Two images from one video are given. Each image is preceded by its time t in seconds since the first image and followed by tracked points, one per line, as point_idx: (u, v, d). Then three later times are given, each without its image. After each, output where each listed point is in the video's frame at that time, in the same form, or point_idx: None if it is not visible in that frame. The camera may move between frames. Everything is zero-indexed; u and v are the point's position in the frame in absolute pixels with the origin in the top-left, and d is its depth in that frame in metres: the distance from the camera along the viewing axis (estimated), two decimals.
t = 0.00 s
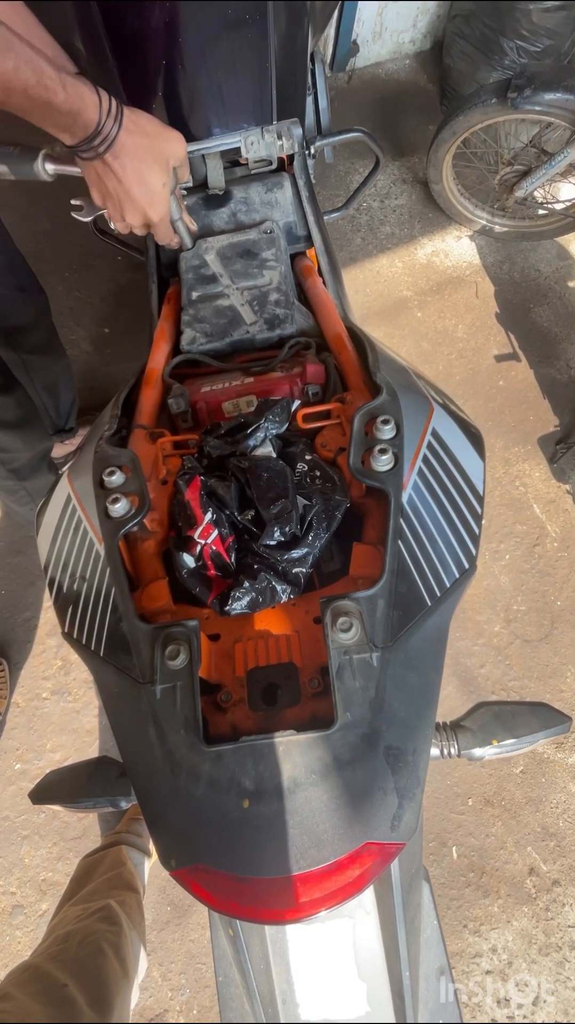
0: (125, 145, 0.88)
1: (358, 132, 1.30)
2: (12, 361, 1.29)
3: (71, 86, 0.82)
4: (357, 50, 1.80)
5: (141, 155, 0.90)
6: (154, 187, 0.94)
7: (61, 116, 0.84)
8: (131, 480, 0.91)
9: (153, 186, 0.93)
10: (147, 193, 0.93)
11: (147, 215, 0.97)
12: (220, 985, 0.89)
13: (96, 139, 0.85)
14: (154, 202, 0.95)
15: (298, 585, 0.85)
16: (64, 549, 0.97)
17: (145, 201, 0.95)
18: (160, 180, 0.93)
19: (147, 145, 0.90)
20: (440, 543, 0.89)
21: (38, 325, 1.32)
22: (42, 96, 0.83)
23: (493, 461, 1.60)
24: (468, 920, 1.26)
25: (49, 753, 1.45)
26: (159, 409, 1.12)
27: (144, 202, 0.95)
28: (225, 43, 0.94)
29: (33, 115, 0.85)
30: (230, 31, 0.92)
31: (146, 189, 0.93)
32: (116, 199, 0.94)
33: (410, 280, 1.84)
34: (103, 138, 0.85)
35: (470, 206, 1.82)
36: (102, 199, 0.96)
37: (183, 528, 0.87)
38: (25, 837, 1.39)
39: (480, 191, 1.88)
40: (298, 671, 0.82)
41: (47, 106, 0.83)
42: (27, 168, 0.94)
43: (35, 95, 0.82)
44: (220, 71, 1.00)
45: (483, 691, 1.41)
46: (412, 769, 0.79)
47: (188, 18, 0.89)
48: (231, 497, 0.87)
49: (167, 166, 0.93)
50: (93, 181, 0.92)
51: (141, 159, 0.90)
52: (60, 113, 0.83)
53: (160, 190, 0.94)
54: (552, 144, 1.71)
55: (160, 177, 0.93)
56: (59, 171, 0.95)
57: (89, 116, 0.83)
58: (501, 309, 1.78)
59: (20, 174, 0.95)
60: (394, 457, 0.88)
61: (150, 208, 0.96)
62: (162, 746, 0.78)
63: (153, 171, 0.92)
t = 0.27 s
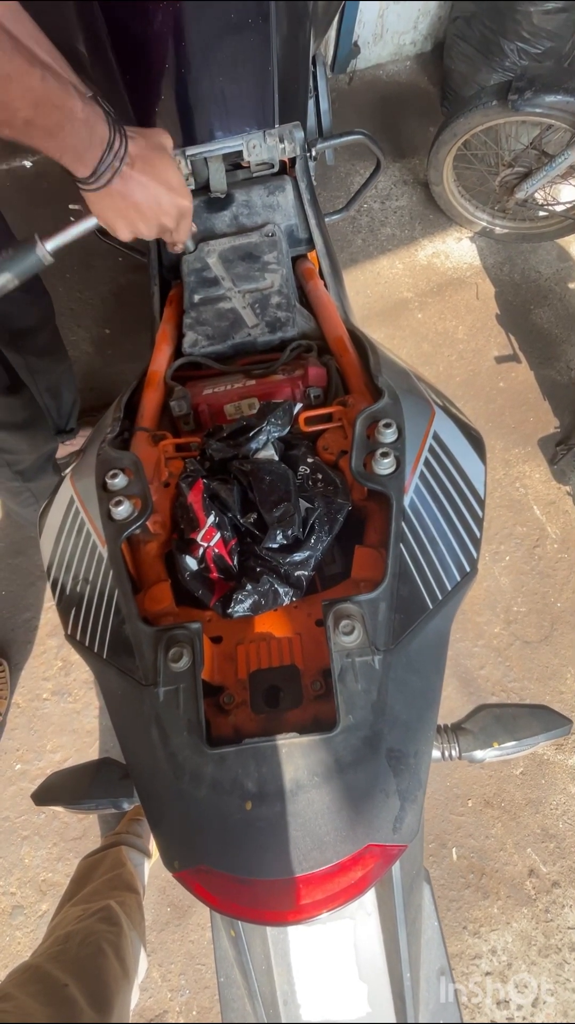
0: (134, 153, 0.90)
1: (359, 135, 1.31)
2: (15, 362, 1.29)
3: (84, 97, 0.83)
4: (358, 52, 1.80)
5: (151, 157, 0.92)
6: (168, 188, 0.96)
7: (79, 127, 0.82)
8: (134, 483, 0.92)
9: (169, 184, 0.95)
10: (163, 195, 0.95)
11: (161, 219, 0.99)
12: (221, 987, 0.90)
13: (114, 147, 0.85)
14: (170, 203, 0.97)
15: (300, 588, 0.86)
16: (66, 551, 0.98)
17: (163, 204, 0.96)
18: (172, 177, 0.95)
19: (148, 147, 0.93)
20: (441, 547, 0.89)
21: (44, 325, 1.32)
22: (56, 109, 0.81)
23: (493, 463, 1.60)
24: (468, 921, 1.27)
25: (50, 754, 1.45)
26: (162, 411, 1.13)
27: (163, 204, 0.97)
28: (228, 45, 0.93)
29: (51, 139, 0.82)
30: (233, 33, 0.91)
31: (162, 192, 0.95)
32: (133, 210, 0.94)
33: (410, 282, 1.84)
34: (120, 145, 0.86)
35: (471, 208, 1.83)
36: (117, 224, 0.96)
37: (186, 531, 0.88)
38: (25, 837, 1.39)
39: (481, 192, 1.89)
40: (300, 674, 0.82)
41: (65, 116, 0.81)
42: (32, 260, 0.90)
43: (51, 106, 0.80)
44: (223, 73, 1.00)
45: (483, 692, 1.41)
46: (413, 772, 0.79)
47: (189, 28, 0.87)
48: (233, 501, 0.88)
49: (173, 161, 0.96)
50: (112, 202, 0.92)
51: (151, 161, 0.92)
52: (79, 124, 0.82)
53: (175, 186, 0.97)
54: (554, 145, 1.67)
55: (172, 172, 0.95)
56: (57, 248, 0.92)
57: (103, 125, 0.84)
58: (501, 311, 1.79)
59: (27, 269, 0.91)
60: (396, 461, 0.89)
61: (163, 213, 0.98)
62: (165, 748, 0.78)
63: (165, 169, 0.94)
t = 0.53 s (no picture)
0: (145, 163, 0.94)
1: (360, 136, 1.31)
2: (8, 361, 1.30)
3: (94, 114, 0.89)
4: (358, 53, 1.80)
5: (161, 166, 0.97)
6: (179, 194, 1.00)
7: (94, 141, 0.87)
8: (132, 483, 0.92)
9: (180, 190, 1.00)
10: (177, 200, 1.00)
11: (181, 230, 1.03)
12: (219, 987, 0.90)
13: (128, 155, 0.90)
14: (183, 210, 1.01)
15: (299, 589, 0.86)
16: (65, 551, 0.98)
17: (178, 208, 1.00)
18: (183, 181, 1.00)
19: (157, 159, 0.98)
20: (440, 548, 0.89)
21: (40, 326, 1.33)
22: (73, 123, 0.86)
23: (493, 464, 1.60)
24: (467, 922, 1.27)
25: (50, 754, 1.45)
26: (161, 411, 1.13)
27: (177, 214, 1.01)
28: (228, 45, 0.93)
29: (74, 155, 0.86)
30: (233, 34, 0.91)
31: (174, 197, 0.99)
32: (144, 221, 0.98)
33: (411, 283, 1.84)
34: (131, 155, 0.90)
35: (471, 209, 1.83)
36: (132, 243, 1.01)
37: (184, 531, 0.88)
38: (25, 838, 1.39)
39: (482, 193, 1.89)
40: (298, 674, 0.82)
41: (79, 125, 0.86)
42: (84, 305, 0.98)
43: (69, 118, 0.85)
44: (223, 73, 0.98)
45: (483, 693, 1.41)
46: (411, 773, 0.79)
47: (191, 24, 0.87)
48: (231, 501, 0.88)
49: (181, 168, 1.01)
50: (130, 213, 0.96)
51: (162, 170, 0.97)
52: (92, 136, 0.87)
53: (187, 186, 1.01)
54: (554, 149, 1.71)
55: (181, 177, 1.00)
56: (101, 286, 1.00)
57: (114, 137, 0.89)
58: (502, 312, 1.79)
59: (81, 316, 0.98)
60: (394, 462, 0.89)
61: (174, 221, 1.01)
62: (163, 749, 0.78)
63: (174, 173, 0.99)
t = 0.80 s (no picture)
0: (104, 169, 0.93)
1: (360, 137, 1.30)
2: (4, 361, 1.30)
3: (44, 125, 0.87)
4: (359, 53, 1.80)
5: (126, 168, 0.95)
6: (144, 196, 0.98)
7: (44, 159, 0.87)
8: (129, 483, 0.92)
9: (147, 190, 0.98)
10: (143, 203, 0.98)
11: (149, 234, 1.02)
12: (216, 990, 0.90)
13: (81, 170, 0.89)
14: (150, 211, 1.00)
15: (295, 589, 0.85)
16: (62, 551, 0.97)
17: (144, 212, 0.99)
18: (148, 181, 0.97)
19: (119, 159, 0.96)
20: (437, 548, 0.89)
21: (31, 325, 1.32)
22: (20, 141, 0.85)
23: (493, 464, 1.60)
24: (467, 924, 1.26)
25: (49, 754, 1.45)
26: (159, 412, 1.13)
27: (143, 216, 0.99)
28: (227, 46, 0.93)
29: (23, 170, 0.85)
30: (233, 35, 0.91)
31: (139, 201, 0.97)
32: (109, 227, 0.98)
33: (411, 283, 1.84)
34: (85, 170, 0.89)
35: (472, 209, 1.83)
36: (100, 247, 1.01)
37: (181, 532, 0.87)
38: (24, 838, 1.39)
39: (482, 193, 1.88)
40: (294, 676, 0.82)
41: (26, 145, 0.85)
42: (43, 305, 0.99)
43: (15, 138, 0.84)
44: (221, 73, 0.98)
45: (483, 695, 1.41)
46: (407, 775, 0.79)
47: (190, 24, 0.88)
48: (228, 502, 0.88)
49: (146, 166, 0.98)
50: (93, 222, 0.96)
51: (125, 172, 0.95)
52: (40, 153, 0.86)
53: (153, 198, 0.99)
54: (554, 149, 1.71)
55: (145, 178, 0.97)
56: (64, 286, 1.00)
57: (66, 151, 0.88)
58: (503, 312, 1.78)
59: (40, 315, 1.00)
60: (392, 462, 0.88)
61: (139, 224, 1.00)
62: (158, 751, 0.78)
63: (138, 173, 0.96)
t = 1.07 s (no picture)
0: (96, 170, 0.92)
1: (361, 136, 1.30)
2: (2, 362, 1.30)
3: (34, 124, 0.88)
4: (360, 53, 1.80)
5: (117, 173, 0.94)
6: (134, 203, 0.96)
7: (31, 158, 0.88)
8: (128, 483, 0.91)
9: (137, 199, 0.96)
10: (133, 210, 0.96)
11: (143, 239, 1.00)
12: (214, 991, 0.89)
13: (67, 170, 0.89)
14: (141, 217, 0.98)
15: (294, 590, 0.85)
16: (60, 552, 0.97)
17: (134, 219, 0.97)
18: (140, 190, 0.95)
19: (115, 161, 0.94)
20: (437, 549, 0.88)
21: (26, 325, 1.32)
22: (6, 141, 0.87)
23: (494, 465, 1.59)
24: (467, 925, 1.26)
25: (49, 754, 1.45)
26: (158, 411, 1.12)
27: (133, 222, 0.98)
28: (227, 46, 0.93)
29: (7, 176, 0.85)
30: (232, 35, 0.91)
31: (128, 208, 0.96)
32: (99, 226, 0.97)
33: (412, 283, 1.83)
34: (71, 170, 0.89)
35: (472, 209, 1.83)
36: (94, 242, 1.00)
37: (180, 532, 0.87)
38: (24, 838, 1.39)
39: (483, 193, 1.88)
40: (293, 677, 0.82)
41: (12, 145, 0.87)
42: (16, 267, 0.98)
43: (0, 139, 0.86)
44: (222, 74, 0.99)
45: (483, 696, 1.40)
46: (407, 777, 0.79)
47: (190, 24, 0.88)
48: (227, 502, 0.87)
49: (142, 173, 0.95)
50: (82, 219, 0.97)
51: (116, 178, 0.93)
52: (27, 153, 0.88)
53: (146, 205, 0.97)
54: (554, 144, 1.66)
55: (137, 185, 0.95)
56: (42, 253, 0.99)
57: (54, 150, 0.88)
58: (503, 312, 1.78)
59: (11, 277, 0.99)
60: (392, 462, 0.88)
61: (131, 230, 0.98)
62: (156, 752, 0.78)
63: (129, 181, 0.94)
